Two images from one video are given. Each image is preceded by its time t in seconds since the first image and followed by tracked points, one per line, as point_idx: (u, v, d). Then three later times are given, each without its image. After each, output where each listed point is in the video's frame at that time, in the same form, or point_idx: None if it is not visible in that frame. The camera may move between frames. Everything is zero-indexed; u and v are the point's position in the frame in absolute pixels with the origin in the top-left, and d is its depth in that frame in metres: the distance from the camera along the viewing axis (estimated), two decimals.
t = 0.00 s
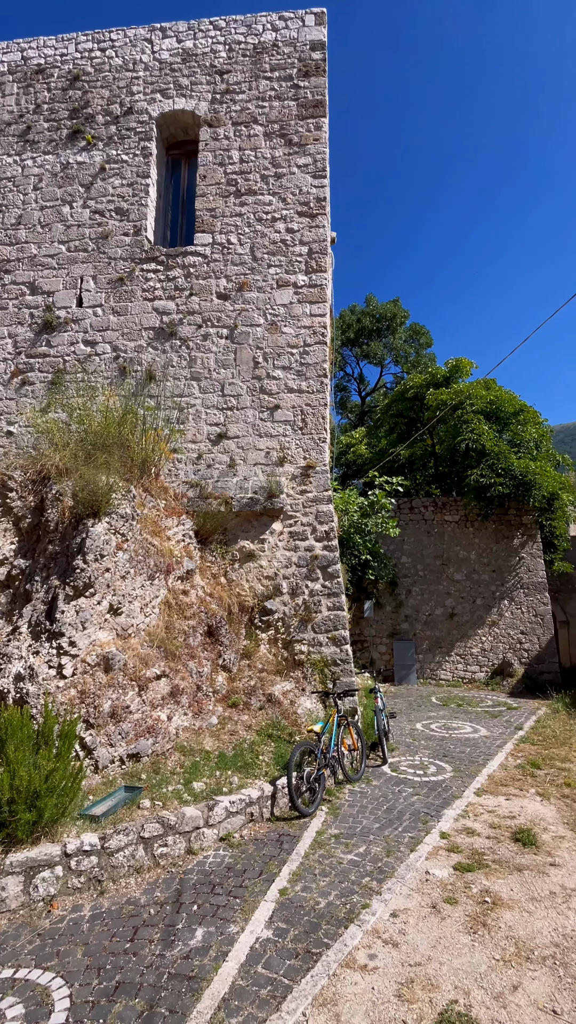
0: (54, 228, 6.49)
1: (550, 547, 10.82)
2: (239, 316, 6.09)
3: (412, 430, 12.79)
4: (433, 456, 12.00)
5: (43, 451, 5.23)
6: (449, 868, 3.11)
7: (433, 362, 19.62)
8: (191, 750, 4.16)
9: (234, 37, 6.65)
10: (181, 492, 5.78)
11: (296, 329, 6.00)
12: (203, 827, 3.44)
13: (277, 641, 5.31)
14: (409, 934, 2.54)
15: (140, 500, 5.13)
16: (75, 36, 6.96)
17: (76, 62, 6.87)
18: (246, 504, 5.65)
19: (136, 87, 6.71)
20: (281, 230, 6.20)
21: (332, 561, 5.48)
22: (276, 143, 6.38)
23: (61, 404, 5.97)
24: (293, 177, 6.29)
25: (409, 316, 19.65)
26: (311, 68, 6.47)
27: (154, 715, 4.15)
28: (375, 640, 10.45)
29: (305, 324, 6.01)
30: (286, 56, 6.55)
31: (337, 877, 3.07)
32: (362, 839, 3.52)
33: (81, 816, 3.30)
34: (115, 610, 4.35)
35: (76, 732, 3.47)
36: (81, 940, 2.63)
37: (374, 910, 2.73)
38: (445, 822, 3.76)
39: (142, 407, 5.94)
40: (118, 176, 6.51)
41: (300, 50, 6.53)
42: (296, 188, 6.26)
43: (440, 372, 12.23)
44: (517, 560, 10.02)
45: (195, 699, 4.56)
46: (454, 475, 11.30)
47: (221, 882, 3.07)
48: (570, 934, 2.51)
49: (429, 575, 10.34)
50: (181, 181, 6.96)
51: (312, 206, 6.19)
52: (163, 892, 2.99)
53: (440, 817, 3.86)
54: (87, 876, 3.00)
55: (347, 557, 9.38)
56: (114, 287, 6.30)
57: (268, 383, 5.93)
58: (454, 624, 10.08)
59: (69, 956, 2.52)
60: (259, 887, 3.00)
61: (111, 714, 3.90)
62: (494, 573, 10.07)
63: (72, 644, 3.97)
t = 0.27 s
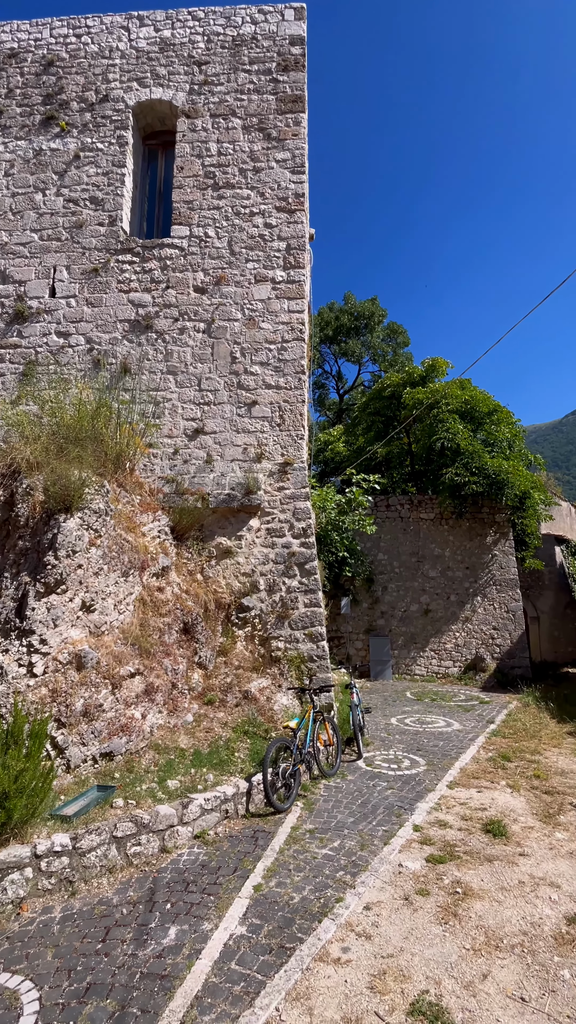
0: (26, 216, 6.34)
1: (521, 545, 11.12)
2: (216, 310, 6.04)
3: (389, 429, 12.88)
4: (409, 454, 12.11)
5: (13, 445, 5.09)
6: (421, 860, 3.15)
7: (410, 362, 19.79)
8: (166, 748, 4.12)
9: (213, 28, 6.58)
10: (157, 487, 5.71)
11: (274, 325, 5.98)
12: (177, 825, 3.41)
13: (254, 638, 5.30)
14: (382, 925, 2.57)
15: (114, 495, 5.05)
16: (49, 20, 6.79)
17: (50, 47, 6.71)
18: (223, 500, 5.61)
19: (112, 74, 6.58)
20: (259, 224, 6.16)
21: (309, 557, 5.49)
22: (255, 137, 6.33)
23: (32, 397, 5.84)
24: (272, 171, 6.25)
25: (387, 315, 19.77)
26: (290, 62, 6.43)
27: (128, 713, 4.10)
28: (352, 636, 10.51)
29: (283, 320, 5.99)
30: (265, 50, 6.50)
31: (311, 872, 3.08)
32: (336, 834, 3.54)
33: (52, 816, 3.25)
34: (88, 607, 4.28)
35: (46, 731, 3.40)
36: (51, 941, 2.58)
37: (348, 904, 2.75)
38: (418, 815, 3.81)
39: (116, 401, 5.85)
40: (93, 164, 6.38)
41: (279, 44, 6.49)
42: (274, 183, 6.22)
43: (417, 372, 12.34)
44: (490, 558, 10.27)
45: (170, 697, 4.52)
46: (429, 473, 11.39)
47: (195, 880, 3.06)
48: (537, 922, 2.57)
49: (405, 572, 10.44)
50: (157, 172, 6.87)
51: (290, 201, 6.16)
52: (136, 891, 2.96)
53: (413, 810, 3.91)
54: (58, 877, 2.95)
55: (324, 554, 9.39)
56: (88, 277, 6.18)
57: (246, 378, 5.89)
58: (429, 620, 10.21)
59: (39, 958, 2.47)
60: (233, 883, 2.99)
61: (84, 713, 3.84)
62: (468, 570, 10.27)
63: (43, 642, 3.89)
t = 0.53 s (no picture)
0: None
1: (494, 543, 11.34)
2: (192, 305, 5.98)
3: (365, 427, 12.96)
4: (385, 453, 12.20)
5: None
6: (394, 854, 3.19)
7: (387, 361, 19.93)
8: (140, 747, 4.08)
9: (191, 19, 6.49)
10: (131, 483, 5.64)
11: (251, 321, 5.95)
12: (150, 824, 3.38)
13: (230, 636, 5.28)
14: (355, 919, 2.59)
15: (87, 491, 4.97)
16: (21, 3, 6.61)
17: (23, 30, 6.54)
18: (199, 496, 5.56)
19: (86, 61, 6.45)
20: (237, 219, 6.12)
21: (286, 555, 5.49)
22: (232, 131, 6.28)
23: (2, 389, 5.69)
24: (249, 166, 6.21)
25: (364, 314, 19.87)
26: (268, 57, 6.39)
27: (100, 713, 4.04)
28: (328, 634, 10.54)
29: (260, 316, 5.96)
30: (243, 43, 6.44)
31: (285, 868, 3.09)
32: (311, 830, 3.55)
33: (21, 818, 3.19)
34: (59, 605, 4.21)
35: (15, 733, 3.45)
36: (20, 945, 2.54)
37: (321, 898, 2.77)
38: (391, 810, 3.85)
39: (89, 395, 5.74)
40: (66, 153, 6.25)
41: (257, 38, 6.44)
42: (252, 178, 6.18)
43: (393, 371, 12.45)
44: (463, 556, 10.45)
45: (144, 696, 4.47)
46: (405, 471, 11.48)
47: (168, 879, 3.03)
48: (505, 911, 2.62)
49: (380, 569, 10.52)
50: (133, 162, 6.76)
51: (268, 197, 6.13)
52: (108, 892, 2.93)
53: (386, 805, 3.95)
54: (27, 880, 2.90)
55: (301, 551, 9.39)
56: (61, 268, 6.05)
57: (223, 374, 5.85)
58: (404, 616, 10.32)
59: (7, 962, 2.43)
60: (207, 882, 2.98)
61: (55, 713, 3.77)
62: (442, 568, 10.42)
63: (13, 641, 3.81)
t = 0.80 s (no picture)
0: None
1: (467, 542, 11.54)
2: (168, 300, 5.91)
3: (343, 427, 13.02)
4: (362, 452, 12.27)
5: None
6: (367, 849, 3.22)
7: (364, 361, 20.05)
8: (113, 747, 4.03)
9: (168, 10, 6.41)
10: (105, 480, 5.55)
11: (228, 318, 5.92)
12: (123, 825, 3.35)
13: (205, 634, 5.25)
14: (328, 914, 2.61)
15: (58, 488, 4.89)
16: None
17: None
18: (175, 494, 5.51)
19: (60, 48, 6.31)
20: (214, 215, 6.07)
21: (262, 553, 5.48)
22: (210, 125, 6.23)
23: None
24: (227, 161, 6.17)
25: (342, 313, 19.94)
26: (247, 52, 6.35)
27: (72, 713, 3.98)
28: (305, 631, 10.50)
29: (237, 313, 5.94)
30: (221, 37, 6.39)
31: (259, 865, 3.09)
32: (285, 827, 3.56)
33: None
34: (30, 604, 4.13)
35: None
36: None
37: (295, 895, 2.78)
38: (365, 805, 3.89)
39: (62, 389, 5.64)
40: (39, 141, 6.11)
41: (236, 33, 6.40)
42: (230, 173, 6.14)
43: (370, 371, 12.53)
44: (437, 554, 10.62)
45: (117, 696, 4.42)
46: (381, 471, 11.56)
47: (141, 879, 3.01)
48: (474, 901, 2.68)
49: (357, 567, 10.58)
50: (108, 153, 6.64)
51: (245, 193, 6.10)
52: (79, 894, 2.89)
53: (360, 800, 3.98)
54: None
55: (278, 549, 9.37)
56: (33, 259, 5.92)
57: (199, 371, 5.81)
58: (380, 614, 10.40)
59: None
60: (180, 881, 2.96)
61: (25, 714, 3.70)
62: (416, 566, 10.56)
63: None
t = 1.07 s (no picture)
0: None
1: (442, 541, 11.70)
2: (145, 294, 5.84)
3: (321, 425, 13.05)
4: (340, 451, 12.32)
5: None
6: (341, 844, 3.24)
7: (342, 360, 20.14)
8: (85, 748, 3.98)
9: None
10: (78, 476, 5.45)
11: (206, 314, 5.88)
12: (96, 825, 3.31)
13: (181, 633, 5.21)
14: (302, 910, 2.62)
15: (30, 484, 4.80)
16: None
17: None
18: (150, 491, 5.46)
19: (34, 35, 6.17)
20: (192, 209, 6.02)
21: (239, 551, 5.47)
22: (188, 119, 6.17)
23: None
24: (205, 156, 6.12)
25: (320, 312, 19.98)
26: (226, 46, 6.31)
27: (43, 713, 3.91)
28: (282, 628, 10.39)
29: (215, 309, 5.90)
30: (200, 30, 6.33)
31: (234, 863, 3.09)
32: (260, 824, 3.56)
33: None
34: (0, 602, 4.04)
35: None
36: None
37: (269, 891, 2.79)
38: (340, 801, 3.92)
39: (34, 383, 5.52)
40: (12, 129, 5.97)
41: (214, 27, 6.34)
42: (208, 168, 6.10)
43: (348, 371, 12.60)
44: (413, 552, 10.76)
45: (90, 695, 4.36)
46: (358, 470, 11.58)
47: (114, 880, 2.98)
48: (445, 893, 2.72)
49: (334, 566, 10.60)
50: (83, 144, 6.53)
51: (224, 188, 6.06)
52: (50, 896, 2.85)
53: (335, 796, 4.01)
54: None
55: (256, 548, 9.34)
56: (5, 249, 5.78)
57: (176, 367, 5.75)
58: (357, 612, 10.46)
59: None
60: (154, 881, 2.94)
61: None
62: (393, 564, 10.68)
63: None
